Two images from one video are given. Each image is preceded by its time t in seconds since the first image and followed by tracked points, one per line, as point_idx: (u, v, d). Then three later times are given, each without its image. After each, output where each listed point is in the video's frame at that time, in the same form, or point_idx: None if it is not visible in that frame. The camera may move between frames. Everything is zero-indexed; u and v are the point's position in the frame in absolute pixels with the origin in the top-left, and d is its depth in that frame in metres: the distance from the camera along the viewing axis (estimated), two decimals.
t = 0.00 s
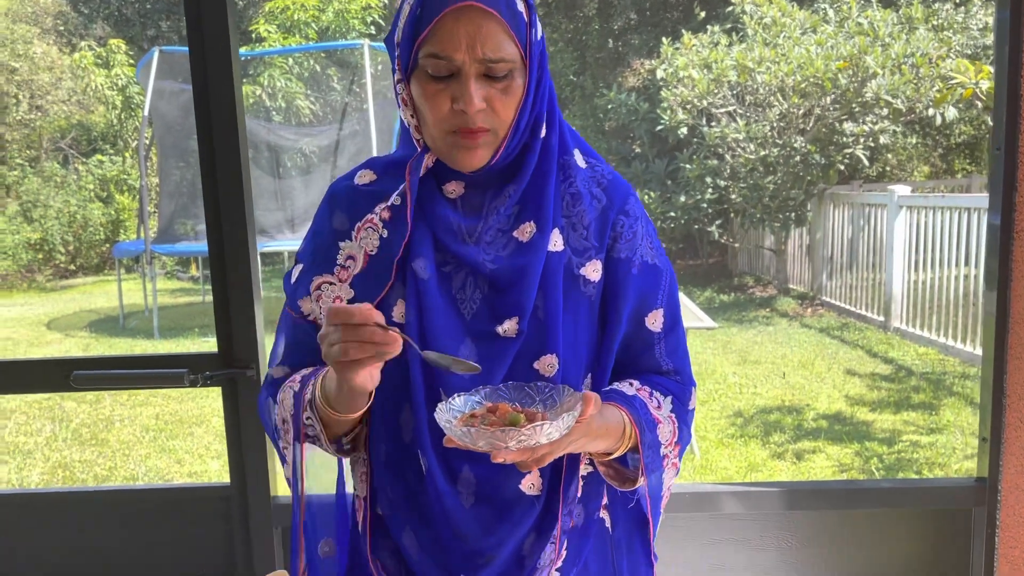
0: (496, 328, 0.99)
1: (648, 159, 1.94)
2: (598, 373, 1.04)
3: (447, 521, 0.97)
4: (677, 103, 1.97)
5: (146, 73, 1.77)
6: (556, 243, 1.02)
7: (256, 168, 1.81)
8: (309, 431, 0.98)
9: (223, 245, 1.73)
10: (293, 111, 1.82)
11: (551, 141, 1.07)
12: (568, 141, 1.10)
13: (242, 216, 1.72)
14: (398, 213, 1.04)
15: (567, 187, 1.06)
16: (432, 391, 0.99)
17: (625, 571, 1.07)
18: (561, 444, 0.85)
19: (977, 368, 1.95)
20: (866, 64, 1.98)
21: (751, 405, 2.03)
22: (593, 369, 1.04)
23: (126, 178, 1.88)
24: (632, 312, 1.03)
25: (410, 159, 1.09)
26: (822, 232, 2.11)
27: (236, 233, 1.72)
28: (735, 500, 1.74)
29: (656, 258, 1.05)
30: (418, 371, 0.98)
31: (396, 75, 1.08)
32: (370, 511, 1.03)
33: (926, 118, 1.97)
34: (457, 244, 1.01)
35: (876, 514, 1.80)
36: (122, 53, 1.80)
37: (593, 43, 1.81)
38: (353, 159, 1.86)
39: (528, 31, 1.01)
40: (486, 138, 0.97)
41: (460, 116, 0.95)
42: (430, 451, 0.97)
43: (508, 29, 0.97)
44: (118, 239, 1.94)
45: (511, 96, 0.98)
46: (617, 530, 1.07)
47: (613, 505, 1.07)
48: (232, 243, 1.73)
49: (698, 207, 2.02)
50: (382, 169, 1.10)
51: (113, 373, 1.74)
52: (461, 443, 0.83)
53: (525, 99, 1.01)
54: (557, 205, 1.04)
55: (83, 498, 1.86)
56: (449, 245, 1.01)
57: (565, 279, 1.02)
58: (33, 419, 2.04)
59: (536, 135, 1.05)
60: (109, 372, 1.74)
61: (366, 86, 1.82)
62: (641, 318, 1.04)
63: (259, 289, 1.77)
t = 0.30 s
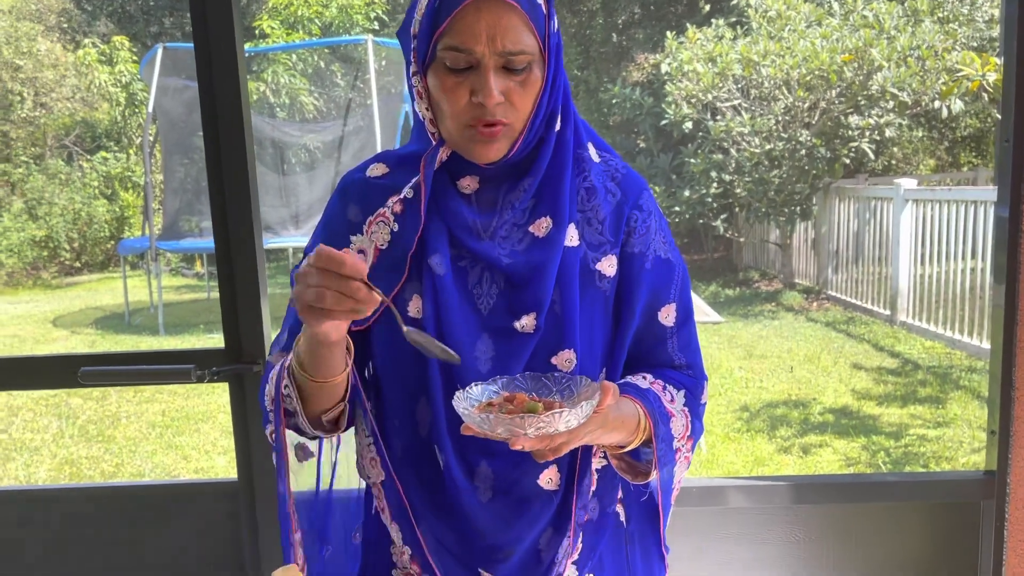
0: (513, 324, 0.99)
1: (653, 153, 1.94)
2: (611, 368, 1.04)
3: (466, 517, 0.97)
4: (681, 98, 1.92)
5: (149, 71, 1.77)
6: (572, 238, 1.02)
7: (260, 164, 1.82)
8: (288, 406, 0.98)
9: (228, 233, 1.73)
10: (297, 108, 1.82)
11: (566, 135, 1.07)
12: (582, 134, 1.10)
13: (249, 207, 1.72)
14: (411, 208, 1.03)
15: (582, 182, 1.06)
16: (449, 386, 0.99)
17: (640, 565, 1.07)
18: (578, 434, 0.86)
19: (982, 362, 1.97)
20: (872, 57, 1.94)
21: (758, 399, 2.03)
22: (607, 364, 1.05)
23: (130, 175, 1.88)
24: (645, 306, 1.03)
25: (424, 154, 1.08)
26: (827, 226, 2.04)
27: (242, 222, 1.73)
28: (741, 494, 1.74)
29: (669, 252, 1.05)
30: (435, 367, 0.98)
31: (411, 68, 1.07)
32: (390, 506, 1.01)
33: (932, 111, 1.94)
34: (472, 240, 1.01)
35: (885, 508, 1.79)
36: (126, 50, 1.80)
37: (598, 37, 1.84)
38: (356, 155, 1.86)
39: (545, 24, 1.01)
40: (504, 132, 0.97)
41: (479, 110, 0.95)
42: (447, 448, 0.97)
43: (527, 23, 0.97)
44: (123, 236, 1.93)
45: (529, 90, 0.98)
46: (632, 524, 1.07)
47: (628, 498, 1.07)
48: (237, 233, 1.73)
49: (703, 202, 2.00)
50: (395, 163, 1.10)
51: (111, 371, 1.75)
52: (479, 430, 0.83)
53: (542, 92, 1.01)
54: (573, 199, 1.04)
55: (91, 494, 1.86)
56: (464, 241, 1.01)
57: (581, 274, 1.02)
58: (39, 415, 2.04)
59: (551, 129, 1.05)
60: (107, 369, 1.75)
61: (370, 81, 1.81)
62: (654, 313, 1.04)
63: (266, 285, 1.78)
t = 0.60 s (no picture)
0: (521, 326, 0.99)
1: (656, 151, 1.93)
2: (618, 371, 1.04)
3: (469, 519, 0.97)
4: (684, 95, 1.92)
5: (152, 71, 1.77)
6: (580, 240, 1.02)
7: (263, 164, 1.82)
8: (314, 415, 0.99)
9: (230, 234, 1.73)
10: (299, 107, 1.82)
11: (574, 137, 1.07)
12: (590, 135, 1.10)
13: (251, 208, 1.72)
14: (419, 210, 1.04)
15: (590, 183, 1.05)
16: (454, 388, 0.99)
17: (644, 568, 1.07)
18: (588, 439, 0.86)
19: (987, 359, 1.98)
20: (875, 54, 1.93)
21: (761, 398, 2.02)
22: (614, 366, 1.05)
23: (134, 175, 1.88)
24: (652, 309, 1.03)
25: (432, 155, 1.09)
26: (831, 224, 2.03)
27: (244, 224, 1.73)
28: (745, 493, 1.74)
29: (676, 254, 1.05)
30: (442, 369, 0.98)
31: (419, 70, 1.07)
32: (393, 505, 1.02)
33: (935, 108, 1.94)
34: (480, 243, 1.01)
35: (889, 507, 1.79)
36: (129, 51, 1.80)
37: (600, 35, 1.84)
38: (360, 154, 1.86)
39: (555, 25, 1.01)
40: (512, 136, 0.98)
41: (487, 115, 0.95)
42: (452, 450, 0.97)
43: (537, 27, 0.97)
44: (126, 236, 1.93)
45: (537, 94, 0.98)
46: (637, 526, 1.07)
47: (632, 501, 1.07)
48: (240, 234, 1.73)
49: (707, 199, 1.99)
50: (403, 163, 1.10)
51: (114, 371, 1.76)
52: (490, 437, 0.84)
53: (551, 93, 1.01)
54: (580, 201, 1.04)
55: (97, 495, 1.87)
56: (472, 242, 1.01)
57: (588, 277, 1.02)
58: (44, 416, 2.05)
59: (559, 129, 1.05)
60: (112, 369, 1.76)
61: (373, 80, 1.82)
62: (662, 315, 1.04)
63: (268, 285, 1.78)
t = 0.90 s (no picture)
0: (531, 333, 0.99)
1: (659, 153, 1.93)
2: (628, 380, 1.04)
3: (479, 527, 0.97)
4: (687, 97, 1.92)
5: (157, 74, 1.79)
6: (591, 247, 1.02)
7: (268, 167, 1.83)
8: (322, 427, 0.99)
9: (237, 239, 1.74)
10: (303, 111, 1.82)
11: (585, 143, 1.07)
12: (601, 141, 1.10)
13: (257, 213, 1.72)
14: (430, 215, 1.04)
15: (601, 190, 1.06)
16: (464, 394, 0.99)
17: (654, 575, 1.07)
18: (595, 447, 0.87)
19: (992, 361, 1.97)
20: (878, 55, 1.93)
21: (766, 400, 2.03)
22: (625, 374, 1.04)
23: (138, 178, 1.89)
24: (663, 316, 1.03)
25: (443, 161, 1.10)
26: (835, 225, 2.03)
27: (252, 231, 1.73)
28: (751, 496, 1.74)
29: (687, 261, 1.05)
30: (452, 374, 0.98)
31: (431, 76, 1.08)
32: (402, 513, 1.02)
33: (939, 109, 1.93)
34: (491, 249, 1.02)
35: (896, 509, 1.79)
36: (133, 55, 1.80)
37: (603, 37, 1.85)
38: (364, 157, 1.86)
39: (567, 29, 1.02)
40: (525, 141, 0.98)
41: (500, 119, 0.95)
42: (462, 459, 0.97)
43: (549, 31, 0.97)
44: (131, 239, 1.94)
45: (549, 98, 0.98)
46: (647, 534, 1.08)
47: (643, 509, 1.08)
48: (247, 240, 1.73)
49: (710, 201, 1.99)
50: (414, 169, 1.11)
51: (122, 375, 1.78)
52: (495, 449, 0.84)
53: (562, 99, 1.01)
54: (591, 207, 1.04)
55: (103, 498, 1.87)
56: (482, 249, 1.02)
57: (599, 284, 1.02)
58: (49, 419, 2.05)
59: (570, 136, 1.05)
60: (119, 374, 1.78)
61: (377, 83, 1.82)
62: (672, 322, 1.04)
63: (275, 289, 1.78)
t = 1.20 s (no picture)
0: (538, 340, 0.99)
1: (662, 157, 1.92)
2: (636, 387, 1.05)
3: (487, 534, 0.97)
4: (690, 101, 1.92)
5: (161, 79, 1.78)
6: (598, 253, 1.02)
7: (272, 172, 1.83)
8: (331, 438, 0.99)
9: (242, 247, 1.74)
10: (306, 116, 1.83)
11: (592, 149, 1.07)
12: (608, 147, 1.11)
13: (261, 219, 1.72)
14: (437, 221, 1.05)
15: (608, 196, 1.06)
16: (472, 401, 0.99)
17: None
18: (600, 460, 0.87)
19: (998, 365, 1.94)
20: (882, 59, 1.93)
21: (770, 404, 2.02)
22: (633, 381, 1.05)
23: (142, 183, 1.89)
24: (671, 322, 1.03)
25: (450, 166, 1.10)
26: (838, 229, 2.04)
27: (256, 237, 1.73)
28: (755, 501, 1.74)
29: (695, 267, 1.05)
30: (458, 382, 0.98)
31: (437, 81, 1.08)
32: (406, 522, 1.02)
33: (942, 113, 1.93)
34: (498, 256, 1.02)
35: (901, 515, 1.79)
36: (138, 60, 1.81)
37: (606, 42, 1.82)
38: (367, 163, 1.86)
39: (573, 35, 1.02)
40: (531, 146, 0.98)
41: (506, 124, 0.96)
42: (469, 466, 0.97)
43: (555, 36, 0.98)
44: (135, 244, 1.95)
45: (556, 104, 0.99)
46: (656, 543, 1.08)
47: (652, 517, 1.08)
48: (251, 246, 1.73)
49: (713, 205, 1.98)
50: (420, 175, 1.11)
51: (127, 381, 1.76)
52: (500, 466, 0.85)
53: (569, 104, 1.02)
54: (598, 213, 1.04)
55: (107, 504, 1.87)
56: (489, 255, 1.02)
57: (606, 290, 1.02)
58: (53, 424, 2.05)
59: (576, 142, 1.06)
60: (124, 380, 1.77)
61: (380, 88, 1.83)
62: (681, 328, 1.04)
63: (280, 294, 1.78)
